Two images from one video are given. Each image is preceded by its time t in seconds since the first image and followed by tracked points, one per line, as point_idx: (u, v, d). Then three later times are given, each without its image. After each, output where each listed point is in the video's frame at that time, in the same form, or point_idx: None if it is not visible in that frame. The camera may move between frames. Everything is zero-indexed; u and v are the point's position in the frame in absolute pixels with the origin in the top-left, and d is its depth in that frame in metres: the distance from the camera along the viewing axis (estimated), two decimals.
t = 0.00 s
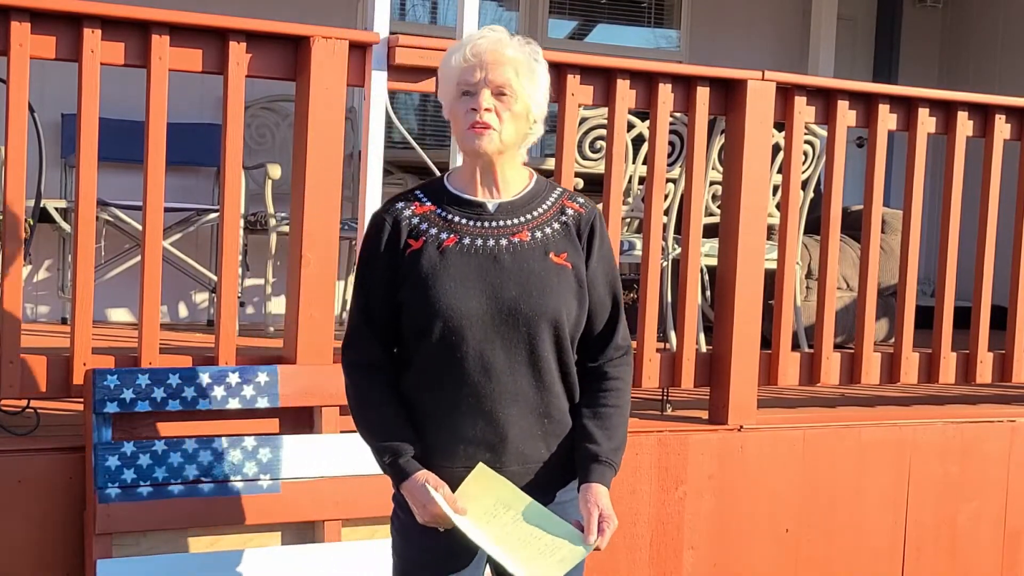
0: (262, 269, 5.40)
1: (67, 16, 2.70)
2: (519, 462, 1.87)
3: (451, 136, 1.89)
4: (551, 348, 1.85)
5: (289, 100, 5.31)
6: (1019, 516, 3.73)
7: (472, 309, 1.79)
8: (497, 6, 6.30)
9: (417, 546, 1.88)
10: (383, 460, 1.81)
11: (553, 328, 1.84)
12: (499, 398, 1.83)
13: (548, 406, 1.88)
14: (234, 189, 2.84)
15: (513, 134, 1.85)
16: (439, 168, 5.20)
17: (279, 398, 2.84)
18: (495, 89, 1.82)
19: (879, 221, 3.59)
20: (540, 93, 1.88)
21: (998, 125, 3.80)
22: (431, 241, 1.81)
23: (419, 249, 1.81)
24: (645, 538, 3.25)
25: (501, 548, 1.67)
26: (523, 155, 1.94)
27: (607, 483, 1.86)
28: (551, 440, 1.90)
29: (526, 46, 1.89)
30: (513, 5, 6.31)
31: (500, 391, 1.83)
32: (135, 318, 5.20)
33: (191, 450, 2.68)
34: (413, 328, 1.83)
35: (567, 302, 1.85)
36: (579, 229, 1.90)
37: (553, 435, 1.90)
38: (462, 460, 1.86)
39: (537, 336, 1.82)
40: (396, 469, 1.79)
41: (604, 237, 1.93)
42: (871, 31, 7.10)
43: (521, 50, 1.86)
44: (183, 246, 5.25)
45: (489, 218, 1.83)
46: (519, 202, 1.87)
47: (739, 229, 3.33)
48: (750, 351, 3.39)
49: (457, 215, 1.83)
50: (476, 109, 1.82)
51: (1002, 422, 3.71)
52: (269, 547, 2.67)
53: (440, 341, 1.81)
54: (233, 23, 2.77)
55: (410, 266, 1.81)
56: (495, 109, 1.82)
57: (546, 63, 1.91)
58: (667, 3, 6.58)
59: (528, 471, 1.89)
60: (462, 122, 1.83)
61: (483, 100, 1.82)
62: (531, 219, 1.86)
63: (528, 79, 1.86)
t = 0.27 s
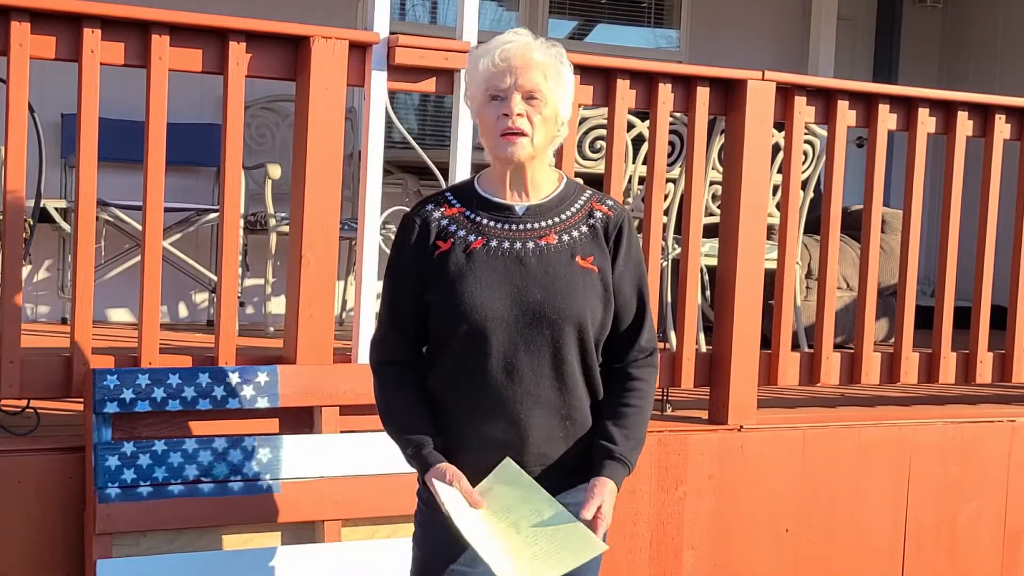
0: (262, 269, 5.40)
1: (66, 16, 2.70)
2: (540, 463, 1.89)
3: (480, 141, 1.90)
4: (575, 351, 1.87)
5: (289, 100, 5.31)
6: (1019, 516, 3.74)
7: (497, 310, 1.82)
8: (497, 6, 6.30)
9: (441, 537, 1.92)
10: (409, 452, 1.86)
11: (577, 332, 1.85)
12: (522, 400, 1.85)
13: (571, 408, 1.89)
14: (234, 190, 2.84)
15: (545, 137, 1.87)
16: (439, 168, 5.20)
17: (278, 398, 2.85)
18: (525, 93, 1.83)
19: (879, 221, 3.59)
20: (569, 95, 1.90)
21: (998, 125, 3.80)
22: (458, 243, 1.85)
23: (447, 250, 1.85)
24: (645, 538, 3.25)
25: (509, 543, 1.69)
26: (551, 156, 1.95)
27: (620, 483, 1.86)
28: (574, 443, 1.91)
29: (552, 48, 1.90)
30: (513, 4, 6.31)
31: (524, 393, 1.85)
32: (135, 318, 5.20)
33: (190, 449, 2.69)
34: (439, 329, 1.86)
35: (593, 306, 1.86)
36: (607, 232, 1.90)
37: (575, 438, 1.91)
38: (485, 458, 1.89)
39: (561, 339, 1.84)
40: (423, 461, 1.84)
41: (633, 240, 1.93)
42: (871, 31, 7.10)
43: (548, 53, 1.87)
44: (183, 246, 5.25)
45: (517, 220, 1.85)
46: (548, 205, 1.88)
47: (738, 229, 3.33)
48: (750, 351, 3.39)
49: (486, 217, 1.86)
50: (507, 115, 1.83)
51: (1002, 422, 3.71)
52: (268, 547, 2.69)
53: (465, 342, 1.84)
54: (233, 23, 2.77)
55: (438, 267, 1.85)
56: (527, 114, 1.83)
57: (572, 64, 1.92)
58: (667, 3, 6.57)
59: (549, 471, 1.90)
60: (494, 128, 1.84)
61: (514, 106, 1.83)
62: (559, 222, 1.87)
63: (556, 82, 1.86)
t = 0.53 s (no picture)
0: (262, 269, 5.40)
1: (66, 16, 2.70)
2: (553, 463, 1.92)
3: (496, 146, 1.92)
4: (590, 354, 1.89)
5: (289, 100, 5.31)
6: (1019, 517, 3.74)
7: (513, 315, 1.83)
8: (497, 6, 6.30)
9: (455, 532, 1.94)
10: (429, 450, 1.88)
11: (592, 335, 1.87)
12: (537, 402, 1.87)
13: (585, 409, 1.91)
14: (234, 189, 2.84)
15: (561, 144, 1.89)
16: (439, 168, 5.20)
17: (278, 398, 2.85)
18: (542, 101, 1.85)
19: (879, 221, 3.59)
20: (584, 100, 1.91)
21: (998, 125, 3.80)
22: (475, 247, 1.86)
23: (464, 255, 1.86)
24: (645, 538, 3.25)
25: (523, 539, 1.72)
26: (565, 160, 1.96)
27: (618, 474, 1.89)
28: (587, 442, 1.94)
29: (566, 53, 1.91)
30: (513, 5, 6.31)
31: (539, 395, 1.87)
32: (135, 318, 5.20)
33: (190, 450, 2.69)
34: (456, 332, 1.88)
35: (607, 308, 1.88)
36: (621, 235, 1.92)
37: (588, 438, 1.94)
38: (500, 458, 1.92)
39: (577, 343, 1.86)
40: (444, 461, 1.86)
41: (647, 242, 1.94)
42: (871, 31, 7.10)
43: (563, 58, 1.88)
44: (183, 246, 5.25)
45: (533, 224, 1.87)
46: (563, 208, 1.89)
47: (738, 229, 3.33)
48: (750, 350, 3.39)
49: (502, 221, 1.87)
50: (525, 123, 1.84)
51: (1002, 422, 3.71)
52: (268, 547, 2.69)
53: (482, 346, 1.86)
54: (233, 23, 2.77)
55: (454, 271, 1.86)
56: (544, 121, 1.85)
57: (585, 68, 1.93)
58: (667, 3, 6.57)
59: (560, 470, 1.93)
60: (512, 135, 1.85)
61: (532, 114, 1.84)
62: (574, 226, 1.88)
63: (572, 88, 1.88)
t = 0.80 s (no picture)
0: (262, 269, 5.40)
1: (66, 16, 2.70)
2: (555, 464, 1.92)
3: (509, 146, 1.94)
4: (595, 355, 1.89)
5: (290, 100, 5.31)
6: (1019, 517, 3.74)
7: (520, 313, 1.84)
8: (497, 6, 6.30)
9: (455, 525, 1.93)
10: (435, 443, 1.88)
11: (597, 336, 1.88)
12: (541, 402, 1.88)
13: (588, 411, 1.92)
14: (234, 189, 2.84)
15: (573, 145, 1.90)
16: (439, 168, 5.20)
17: (278, 398, 2.85)
18: (556, 103, 1.87)
19: (879, 221, 3.59)
20: (598, 104, 1.93)
21: (998, 125, 3.80)
22: (484, 245, 1.88)
23: (472, 252, 1.88)
24: (645, 538, 3.25)
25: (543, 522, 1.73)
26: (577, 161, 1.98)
27: (621, 476, 1.88)
28: (589, 443, 1.94)
29: (582, 55, 1.92)
30: (513, 5, 6.31)
31: (543, 395, 1.88)
32: (135, 318, 5.20)
33: (190, 450, 2.69)
34: (463, 329, 1.89)
35: (613, 310, 1.89)
36: (630, 238, 1.93)
37: (591, 440, 1.94)
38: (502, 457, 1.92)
39: (582, 343, 1.87)
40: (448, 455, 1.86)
41: (656, 246, 1.95)
42: (871, 31, 7.10)
43: (580, 61, 1.90)
44: (183, 246, 5.25)
45: (542, 224, 1.88)
46: (573, 210, 1.91)
47: (738, 230, 3.33)
48: (750, 350, 3.39)
49: (511, 220, 1.89)
50: (538, 124, 1.86)
51: (1003, 422, 3.71)
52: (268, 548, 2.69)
53: (488, 343, 1.87)
54: (233, 23, 2.77)
55: (462, 267, 1.88)
56: (556, 123, 1.87)
57: (602, 71, 1.95)
58: (667, 3, 6.57)
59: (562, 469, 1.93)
60: (524, 135, 1.87)
61: (545, 115, 1.86)
62: (583, 227, 1.90)
63: (586, 91, 1.89)
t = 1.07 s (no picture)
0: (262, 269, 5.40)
1: (66, 16, 2.70)
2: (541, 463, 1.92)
3: (507, 141, 1.94)
4: (584, 355, 1.90)
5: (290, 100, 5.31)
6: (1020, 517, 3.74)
7: (508, 310, 1.85)
8: (497, 7, 6.30)
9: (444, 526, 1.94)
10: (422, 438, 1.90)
11: (586, 336, 1.88)
12: (529, 400, 1.89)
13: (575, 411, 1.92)
14: (234, 189, 2.84)
15: (572, 149, 1.91)
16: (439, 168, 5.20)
17: (278, 398, 2.84)
18: (558, 107, 1.87)
19: (878, 221, 3.59)
20: (600, 107, 1.93)
21: (998, 125, 3.79)
22: (475, 241, 1.89)
23: (463, 248, 1.89)
24: (645, 538, 3.25)
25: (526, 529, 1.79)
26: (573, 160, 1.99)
27: (605, 477, 1.87)
28: (577, 443, 1.94)
29: (588, 57, 1.91)
30: (513, 5, 6.31)
31: (531, 393, 1.88)
32: (135, 318, 5.20)
33: (190, 450, 2.69)
34: (453, 326, 1.90)
35: (602, 310, 1.89)
36: (622, 239, 1.93)
37: (578, 440, 1.94)
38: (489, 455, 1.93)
39: (570, 342, 1.87)
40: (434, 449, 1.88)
41: (649, 248, 1.95)
42: (871, 31, 7.10)
43: (585, 64, 1.89)
44: (182, 246, 5.25)
45: (533, 223, 1.89)
46: (566, 209, 1.92)
47: (738, 229, 3.33)
48: (750, 350, 3.39)
49: (504, 218, 1.90)
50: (538, 128, 1.87)
51: (1002, 422, 3.71)
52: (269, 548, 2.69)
53: (477, 340, 1.88)
54: (233, 23, 2.77)
55: (453, 264, 1.89)
56: (556, 128, 1.87)
57: (605, 73, 1.94)
58: (667, 3, 6.58)
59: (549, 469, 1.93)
60: (523, 136, 1.88)
61: (546, 120, 1.86)
62: (575, 227, 1.91)
63: (589, 95, 1.89)
